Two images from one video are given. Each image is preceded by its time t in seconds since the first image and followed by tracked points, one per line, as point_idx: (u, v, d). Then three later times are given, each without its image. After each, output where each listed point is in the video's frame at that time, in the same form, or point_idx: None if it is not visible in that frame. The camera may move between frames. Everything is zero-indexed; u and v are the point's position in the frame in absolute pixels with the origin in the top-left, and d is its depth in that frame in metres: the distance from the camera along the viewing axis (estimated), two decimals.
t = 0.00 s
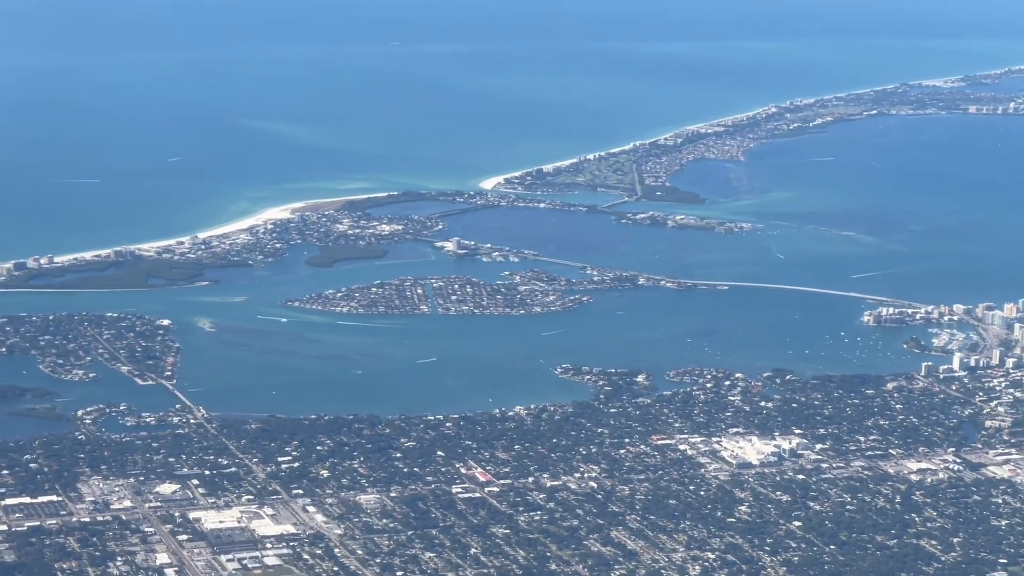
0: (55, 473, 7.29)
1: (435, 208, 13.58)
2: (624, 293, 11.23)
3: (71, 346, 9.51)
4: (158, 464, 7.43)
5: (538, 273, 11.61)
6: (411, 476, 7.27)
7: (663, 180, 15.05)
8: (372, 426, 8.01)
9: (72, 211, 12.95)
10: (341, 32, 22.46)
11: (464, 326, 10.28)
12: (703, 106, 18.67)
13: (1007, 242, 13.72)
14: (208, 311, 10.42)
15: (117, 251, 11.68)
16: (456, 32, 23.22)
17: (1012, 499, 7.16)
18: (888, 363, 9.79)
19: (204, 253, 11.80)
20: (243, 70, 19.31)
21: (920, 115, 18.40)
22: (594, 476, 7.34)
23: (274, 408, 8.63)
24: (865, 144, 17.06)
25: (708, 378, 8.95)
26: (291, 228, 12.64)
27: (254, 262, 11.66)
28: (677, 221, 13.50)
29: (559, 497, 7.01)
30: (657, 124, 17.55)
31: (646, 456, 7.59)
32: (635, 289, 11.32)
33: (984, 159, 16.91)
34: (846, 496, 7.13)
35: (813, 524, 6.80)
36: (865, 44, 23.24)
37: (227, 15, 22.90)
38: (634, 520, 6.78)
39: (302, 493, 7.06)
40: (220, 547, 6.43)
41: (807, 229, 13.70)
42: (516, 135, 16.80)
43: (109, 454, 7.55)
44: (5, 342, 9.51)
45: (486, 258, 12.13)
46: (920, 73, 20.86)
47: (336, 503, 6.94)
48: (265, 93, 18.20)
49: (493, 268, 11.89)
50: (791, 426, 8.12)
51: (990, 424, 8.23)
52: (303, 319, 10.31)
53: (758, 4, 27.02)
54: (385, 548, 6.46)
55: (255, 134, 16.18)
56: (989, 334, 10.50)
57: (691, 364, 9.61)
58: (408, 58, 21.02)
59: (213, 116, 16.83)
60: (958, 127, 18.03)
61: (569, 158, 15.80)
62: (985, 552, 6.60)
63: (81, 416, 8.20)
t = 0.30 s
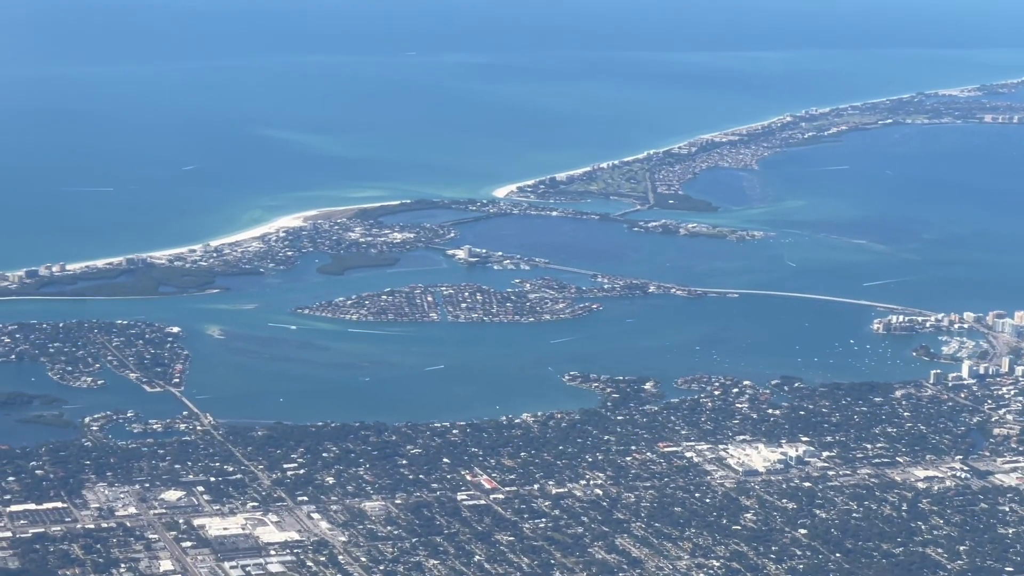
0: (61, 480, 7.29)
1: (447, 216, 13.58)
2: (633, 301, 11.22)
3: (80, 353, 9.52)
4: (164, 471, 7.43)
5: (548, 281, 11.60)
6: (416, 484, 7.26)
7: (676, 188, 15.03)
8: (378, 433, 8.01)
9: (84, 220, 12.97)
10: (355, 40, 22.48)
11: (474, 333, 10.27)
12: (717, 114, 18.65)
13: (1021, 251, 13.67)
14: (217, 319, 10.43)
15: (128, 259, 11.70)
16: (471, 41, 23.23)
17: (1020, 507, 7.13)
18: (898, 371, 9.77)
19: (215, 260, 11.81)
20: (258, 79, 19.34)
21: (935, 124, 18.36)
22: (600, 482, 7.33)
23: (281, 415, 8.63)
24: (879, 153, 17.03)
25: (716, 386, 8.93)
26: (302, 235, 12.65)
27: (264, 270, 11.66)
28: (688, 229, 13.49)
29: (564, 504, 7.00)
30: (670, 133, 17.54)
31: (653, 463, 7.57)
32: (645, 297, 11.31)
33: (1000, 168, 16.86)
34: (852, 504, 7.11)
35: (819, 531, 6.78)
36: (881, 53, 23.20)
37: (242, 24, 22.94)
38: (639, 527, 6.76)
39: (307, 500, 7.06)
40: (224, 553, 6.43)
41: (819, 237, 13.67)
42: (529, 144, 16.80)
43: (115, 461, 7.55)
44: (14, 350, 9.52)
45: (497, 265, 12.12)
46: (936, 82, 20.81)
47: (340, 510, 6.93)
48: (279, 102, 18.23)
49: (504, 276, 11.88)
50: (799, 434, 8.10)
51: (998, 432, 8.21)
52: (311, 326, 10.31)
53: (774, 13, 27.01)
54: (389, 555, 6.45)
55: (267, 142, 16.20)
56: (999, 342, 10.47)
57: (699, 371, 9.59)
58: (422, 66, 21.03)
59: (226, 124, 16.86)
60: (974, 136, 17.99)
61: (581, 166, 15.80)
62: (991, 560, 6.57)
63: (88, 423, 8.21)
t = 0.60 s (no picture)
0: (70, 483, 7.30)
1: (460, 220, 13.57)
2: (645, 304, 11.20)
3: (91, 356, 9.54)
4: (173, 474, 7.43)
5: (559, 285, 11.58)
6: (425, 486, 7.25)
7: (689, 192, 15.01)
8: (387, 436, 8.00)
9: (96, 223, 13.00)
10: (370, 45, 22.49)
11: (485, 337, 10.26)
12: (730, 119, 18.62)
13: None
14: (228, 322, 10.43)
15: (140, 262, 11.72)
16: (485, 45, 23.23)
17: None
18: (910, 375, 9.74)
19: (227, 264, 11.81)
20: (271, 83, 19.35)
21: (950, 128, 18.31)
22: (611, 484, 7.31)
23: (290, 418, 8.63)
24: (893, 157, 16.99)
25: (727, 390, 8.91)
26: (314, 239, 12.65)
27: (276, 274, 11.66)
28: (701, 233, 13.46)
29: (572, 507, 6.99)
30: (684, 136, 17.51)
31: (662, 467, 7.56)
32: (657, 300, 11.29)
33: (1014, 172, 16.81)
34: (861, 507, 7.09)
35: (827, 535, 6.76)
36: (896, 57, 23.15)
37: (256, 28, 22.97)
38: (647, 530, 6.75)
39: (315, 503, 7.06)
40: (231, 556, 6.43)
41: (832, 240, 13.64)
42: (542, 147, 16.78)
43: (124, 463, 7.56)
44: (25, 352, 9.54)
45: (508, 269, 12.11)
46: (951, 86, 20.76)
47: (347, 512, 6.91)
48: (292, 106, 18.24)
49: (516, 279, 11.87)
50: (809, 437, 8.08)
51: (1009, 436, 8.18)
52: (322, 330, 10.31)
53: (789, 16, 26.97)
54: (396, 558, 6.45)
55: (280, 146, 16.21)
56: (1012, 346, 10.44)
57: (710, 375, 9.57)
58: (436, 70, 21.04)
59: (240, 128, 16.87)
60: (989, 140, 17.93)
61: (594, 170, 15.78)
62: (1000, 564, 6.55)
63: (98, 425, 8.22)
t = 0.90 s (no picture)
0: (78, 484, 7.30)
1: (474, 222, 13.57)
2: (657, 306, 11.18)
3: (102, 358, 9.54)
4: (181, 476, 7.43)
5: (572, 287, 11.57)
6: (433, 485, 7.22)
7: (704, 194, 14.99)
8: (396, 438, 7.99)
9: (109, 225, 13.01)
10: (385, 48, 22.49)
11: (496, 339, 10.25)
12: (745, 121, 18.59)
13: None
14: (240, 324, 10.44)
15: (153, 264, 11.72)
16: (499, 47, 23.23)
17: None
18: (922, 377, 9.71)
19: (239, 266, 11.82)
20: (285, 86, 19.36)
21: (966, 130, 18.27)
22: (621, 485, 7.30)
23: (300, 420, 8.62)
24: (909, 159, 16.95)
25: (737, 392, 8.88)
26: (327, 241, 12.66)
27: (288, 276, 11.67)
28: (714, 235, 13.44)
29: (580, 509, 6.97)
30: (699, 139, 17.49)
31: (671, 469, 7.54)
32: (669, 303, 11.27)
33: None
34: (871, 510, 7.06)
35: (836, 538, 6.74)
36: (913, 59, 23.09)
37: (271, 31, 22.99)
38: (654, 533, 6.73)
39: (323, 506, 7.05)
40: (238, 558, 6.42)
41: (846, 243, 13.61)
42: (556, 150, 16.77)
43: (132, 465, 7.56)
44: (36, 355, 9.54)
45: (521, 271, 12.11)
46: (968, 89, 20.71)
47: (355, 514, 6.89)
48: (306, 108, 18.26)
49: (528, 281, 11.86)
50: (819, 440, 8.06)
51: (1021, 439, 8.15)
52: (333, 331, 10.30)
53: (805, 18, 26.93)
54: (403, 561, 6.45)
55: (295, 149, 16.21)
56: None
57: (721, 377, 9.55)
58: (451, 73, 21.03)
59: (254, 130, 16.88)
60: (1005, 143, 17.88)
61: (608, 173, 15.77)
62: (1009, 567, 6.53)
63: (107, 428, 8.22)
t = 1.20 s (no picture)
0: (90, 487, 7.30)
1: (488, 226, 13.56)
2: (672, 310, 11.16)
3: (115, 361, 9.55)
4: (193, 478, 7.43)
5: (586, 291, 11.55)
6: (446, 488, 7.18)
7: (719, 198, 14.96)
8: (409, 442, 7.98)
9: (125, 229, 13.02)
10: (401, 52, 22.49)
11: (510, 343, 10.24)
12: (761, 125, 18.56)
13: None
14: (254, 327, 10.43)
15: (168, 267, 11.73)
16: (516, 51, 23.22)
17: None
18: (937, 381, 9.67)
19: (254, 270, 11.82)
20: (301, 90, 19.36)
21: (984, 134, 18.21)
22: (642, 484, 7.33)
23: (312, 422, 8.62)
24: (927, 163, 16.90)
25: (751, 396, 8.85)
26: (342, 245, 12.65)
27: (302, 279, 11.67)
28: (729, 238, 13.42)
29: (592, 512, 6.95)
30: (715, 143, 17.47)
31: (683, 472, 7.52)
32: (684, 306, 11.25)
33: None
34: (884, 513, 7.04)
35: (849, 541, 6.72)
36: (931, 62, 23.04)
37: (287, 36, 23.01)
38: (666, 536, 6.71)
39: (335, 508, 7.04)
40: (250, 560, 6.42)
41: (862, 246, 13.57)
42: (572, 154, 16.76)
43: (145, 467, 7.56)
44: (50, 357, 9.55)
45: (535, 274, 12.09)
46: (986, 93, 20.65)
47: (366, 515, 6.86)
48: (322, 112, 18.26)
49: (543, 285, 11.85)
50: (833, 443, 8.03)
51: None
52: (346, 335, 10.30)
53: (821, 22, 26.89)
54: (414, 563, 6.44)
55: (310, 152, 16.22)
56: None
57: (735, 381, 9.52)
58: (467, 77, 21.02)
59: (269, 134, 16.89)
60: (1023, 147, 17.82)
61: (623, 177, 15.75)
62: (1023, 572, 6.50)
63: (120, 430, 8.23)
